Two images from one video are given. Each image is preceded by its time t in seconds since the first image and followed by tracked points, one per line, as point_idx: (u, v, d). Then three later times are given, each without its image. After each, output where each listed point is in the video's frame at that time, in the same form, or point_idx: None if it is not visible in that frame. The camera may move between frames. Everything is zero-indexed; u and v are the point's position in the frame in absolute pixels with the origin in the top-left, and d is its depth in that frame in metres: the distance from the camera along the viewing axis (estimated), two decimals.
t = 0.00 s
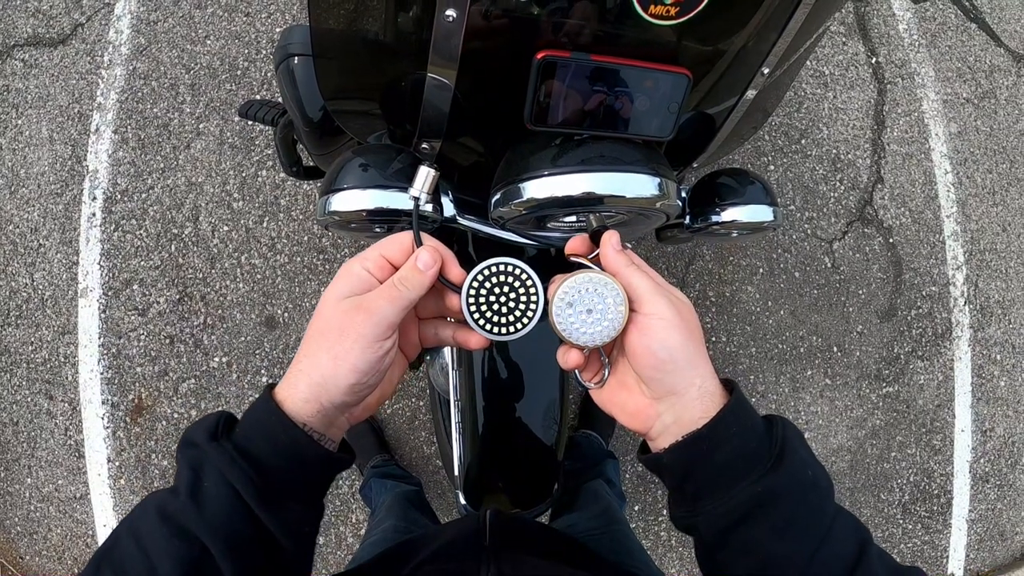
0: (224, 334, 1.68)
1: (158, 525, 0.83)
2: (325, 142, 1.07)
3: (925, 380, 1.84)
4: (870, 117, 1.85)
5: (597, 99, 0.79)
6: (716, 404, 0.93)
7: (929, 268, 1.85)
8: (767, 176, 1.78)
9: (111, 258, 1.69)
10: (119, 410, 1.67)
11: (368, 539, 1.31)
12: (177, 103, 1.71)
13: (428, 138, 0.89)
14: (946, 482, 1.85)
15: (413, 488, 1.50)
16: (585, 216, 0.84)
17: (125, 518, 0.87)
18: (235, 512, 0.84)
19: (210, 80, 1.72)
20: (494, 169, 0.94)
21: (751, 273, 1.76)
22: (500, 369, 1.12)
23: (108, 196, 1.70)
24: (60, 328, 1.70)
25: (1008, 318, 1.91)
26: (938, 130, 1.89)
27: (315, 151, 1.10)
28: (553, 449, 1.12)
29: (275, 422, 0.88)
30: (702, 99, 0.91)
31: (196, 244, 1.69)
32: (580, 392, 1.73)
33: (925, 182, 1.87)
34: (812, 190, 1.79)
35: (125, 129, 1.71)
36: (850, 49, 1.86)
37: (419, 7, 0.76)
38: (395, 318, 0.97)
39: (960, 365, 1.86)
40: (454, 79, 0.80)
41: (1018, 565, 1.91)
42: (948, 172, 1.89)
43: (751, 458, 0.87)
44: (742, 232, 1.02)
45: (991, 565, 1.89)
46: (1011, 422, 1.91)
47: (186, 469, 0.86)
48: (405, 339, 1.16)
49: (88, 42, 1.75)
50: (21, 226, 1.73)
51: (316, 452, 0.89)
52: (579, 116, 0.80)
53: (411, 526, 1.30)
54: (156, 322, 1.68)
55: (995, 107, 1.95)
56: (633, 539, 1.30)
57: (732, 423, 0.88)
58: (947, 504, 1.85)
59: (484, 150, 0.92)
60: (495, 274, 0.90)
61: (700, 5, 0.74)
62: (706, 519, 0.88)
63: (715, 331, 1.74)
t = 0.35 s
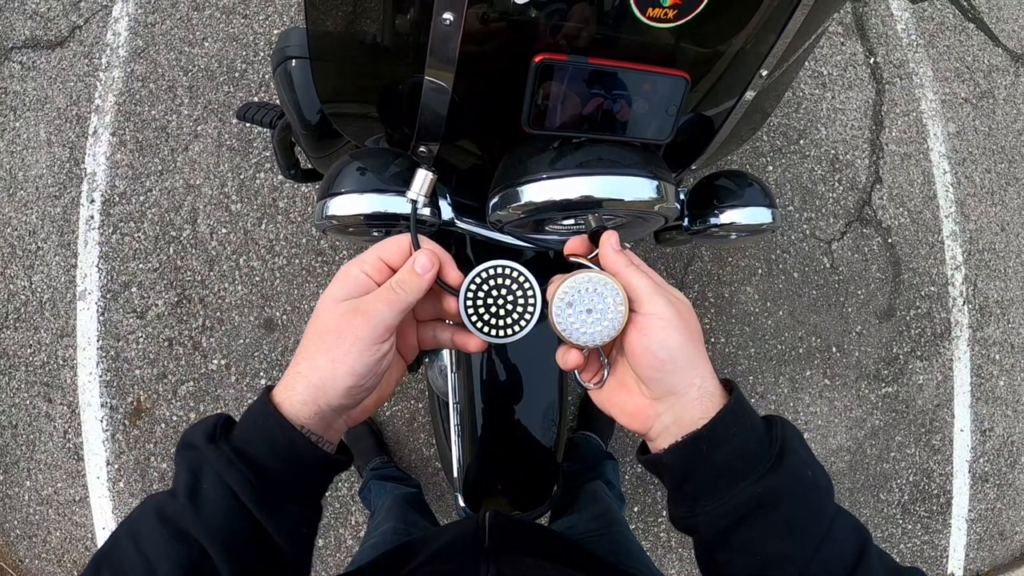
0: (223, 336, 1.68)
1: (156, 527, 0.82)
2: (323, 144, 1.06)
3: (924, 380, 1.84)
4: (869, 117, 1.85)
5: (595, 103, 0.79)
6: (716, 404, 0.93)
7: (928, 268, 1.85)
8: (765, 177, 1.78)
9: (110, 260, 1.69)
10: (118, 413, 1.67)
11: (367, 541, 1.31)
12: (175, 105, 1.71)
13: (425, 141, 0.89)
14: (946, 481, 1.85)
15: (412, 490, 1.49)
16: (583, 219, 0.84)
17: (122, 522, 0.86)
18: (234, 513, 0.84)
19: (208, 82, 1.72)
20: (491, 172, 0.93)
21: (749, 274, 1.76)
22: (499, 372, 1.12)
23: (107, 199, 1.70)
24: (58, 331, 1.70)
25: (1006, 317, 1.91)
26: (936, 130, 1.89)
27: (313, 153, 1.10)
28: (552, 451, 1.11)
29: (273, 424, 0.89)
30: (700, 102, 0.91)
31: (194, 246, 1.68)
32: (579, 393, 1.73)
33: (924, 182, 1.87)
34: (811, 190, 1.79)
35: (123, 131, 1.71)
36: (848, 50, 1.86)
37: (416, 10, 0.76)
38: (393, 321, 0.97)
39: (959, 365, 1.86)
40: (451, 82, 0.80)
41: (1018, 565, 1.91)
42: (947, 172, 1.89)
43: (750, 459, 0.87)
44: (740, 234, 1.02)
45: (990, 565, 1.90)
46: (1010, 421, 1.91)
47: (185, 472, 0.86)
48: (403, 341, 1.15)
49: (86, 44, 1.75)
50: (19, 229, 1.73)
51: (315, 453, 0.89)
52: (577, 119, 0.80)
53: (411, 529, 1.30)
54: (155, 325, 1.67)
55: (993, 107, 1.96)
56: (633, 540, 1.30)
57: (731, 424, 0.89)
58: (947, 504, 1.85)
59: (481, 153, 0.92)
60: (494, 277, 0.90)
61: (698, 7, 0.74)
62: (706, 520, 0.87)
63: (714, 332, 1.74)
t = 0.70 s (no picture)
0: (223, 338, 1.68)
1: (154, 528, 0.83)
2: (324, 147, 1.07)
3: (923, 382, 1.84)
4: (868, 119, 1.86)
5: (595, 107, 0.79)
6: (721, 403, 0.94)
7: (927, 270, 1.85)
8: (765, 178, 1.78)
9: (110, 262, 1.69)
10: (117, 415, 1.67)
11: (367, 543, 1.31)
12: (175, 107, 1.71)
13: (425, 144, 0.87)
14: (945, 482, 1.85)
15: (412, 492, 1.49)
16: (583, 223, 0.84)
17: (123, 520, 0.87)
18: (230, 514, 0.84)
19: (207, 84, 1.72)
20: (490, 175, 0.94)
21: (749, 276, 1.76)
22: (499, 373, 1.10)
23: (106, 201, 1.70)
24: (58, 333, 1.70)
25: (1005, 318, 1.92)
26: (935, 131, 1.90)
27: (313, 156, 1.10)
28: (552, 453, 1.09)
29: (267, 423, 0.87)
30: (699, 104, 0.92)
31: (194, 248, 1.68)
32: (579, 395, 1.73)
33: (922, 184, 1.87)
34: (810, 192, 1.80)
35: (122, 133, 1.71)
36: (847, 52, 1.86)
37: (416, 14, 0.76)
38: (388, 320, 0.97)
39: (958, 366, 1.87)
40: (450, 85, 0.80)
41: (1016, 566, 1.91)
42: (946, 173, 1.90)
43: (755, 458, 0.87)
44: (739, 237, 1.02)
45: (990, 565, 1.90)
46: (1009, 422, 1.91)
47: (181, 472, 0.85)
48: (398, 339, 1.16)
49: (86, 46, 1.75)
50: (18, 230, 1.73)
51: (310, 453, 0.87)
52: (577, 122, 0.80)
53: (410, 530, 1.31)
54: (155, 327, 1.67)
55: (992, 108, 1.96)
56: (633, 542, 1.30)
57: (737, 424, 0.88)
58: (946, 505, 1.85)
59: (481, 156, 0.92)
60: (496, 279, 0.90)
61: (698, 12, 0.74)
62: (710, 519, 0.88)
63: (713, 334, 1.75)
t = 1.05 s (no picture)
0: (223, 336, 1.68)
1: (124, 534, 0.82)
2: (325, 146, 1.07)
3: (924, 384, 1.84)
4: (870, 120, 1.86)
5: (600, 106, 0.79)
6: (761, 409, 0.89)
7: (928, 272, 1.85)
8: (766, 179, 1.78)
9: (111, 260, 1.69)
10: (117, 413, 1.67)
11: (367, 544, 1.31)
12: (176, 105, 1.71)
13: (429, 143, 0.88)
14: (945, 484, 1.85)
15: (413, 492, 1.49)
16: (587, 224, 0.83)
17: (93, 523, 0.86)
18: (201, 517, 0.82)
19: (209, 82, 1.72)
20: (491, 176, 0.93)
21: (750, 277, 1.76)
22: (500, 372, 1.05)
23: (107, 198, 1.70)
24: (58, 331, 1.70)
25: (1006, 320, 1.92)
26: (937, 133, 1.90)
27: (315, 155, 1.10)
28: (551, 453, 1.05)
29: (230, 420, 0.83)
30: (702, 106, 0.91)
31: (195, 246, 1.68)
32: (580, 394, 1.72)
33: (924, 186, 1.87)
34: (811, 193, 1.80)
35: (123, 131, 1.71)
36: (849, 53, 1.86)
37: (421, 13, 0.76)
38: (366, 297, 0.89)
39: (959, 368, 1.87)
40: (454, 84, 0.80)
41: (1016, 569, 1.91)
42: (947, 176, 1.89)
43: (795, 459, 0.85)
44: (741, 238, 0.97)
45: (989, 568, 1.90)
46: (1010, 425, 1.91)
47: (147, 476, 0.83)
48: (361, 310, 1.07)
49: (87, 44, 1.75)
50: (19, 228, 1.73)
51: (280, 445, 0.85)
52: (582, 120, 0.80)
53: (411, 531, 1.30)
54: (155, 325, 1.67)
55: (994, 110, 1.96)
56: (634, 543, 1.30)
57: (779, 424, 0.86)
58: (946, 507, 1.85)
59: (481, 155, 0.91)
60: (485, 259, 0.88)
61: (703, 11, 0.74)
62: (737, 511, 0.87)
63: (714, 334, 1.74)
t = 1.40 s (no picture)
0: (224, 334, 1.68)
1: (134, 533, 0.82)
2: (325, 142, 1.06)
3: (924, 382, 1.84)
4: (870, 118, 1.85)
5: (599, 104, 0.79)
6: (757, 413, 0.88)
7: (928, 270, 1.85)
8: (767, 177, 1.78)
9: (111, 257, 1.69)
10: (118, 410, 1.67)
11: (367, 541, 1.31)
12: (176, 102, 1.71)
13: (429, 140, 0.89)
14: (945, 482, 1.85)
15: (413, 489, 1.49)
16: (587, 222, 0.82)
17: (102, 520, 0.86)
18: (211, 517, 0.82)
19: (209, 79, 1.72)
20: (491, 174, 0.92)
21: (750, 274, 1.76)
22: (500, 371, 1.03)
23: (107, 196, 1.70)
24: (59, 328, 1.70)
25: (1007, 319, 1.91)
26: (938, 131, 1.89)
27: (314, 152, 1.09)
28: (552, 451, 1.03)
29: (243, 420, 0.83)
30: (703, 103, 0.91)
31: (195, 243, 1.68)
32: (580, 391, 1.72)
33: (924, 184, 1.87)
34: (812, 190, 1.79)
35: (124, 128, 1.71)
36: (850, 50, 1.86)
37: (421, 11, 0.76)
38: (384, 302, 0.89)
39: (959, 367, 1.87)
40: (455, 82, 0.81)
41: (1015, 567, 1.91)
42: (948, 174, 1.89)
43: (796, 458, 0.85)
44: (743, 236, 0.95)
45: (989, 566, 1.90)
46: (1009, 423, 1.91)
47: (157, 475, 0.83)
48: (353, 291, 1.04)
49: (87, 41, 1.75)
50: (19, 225, 1.73)
51: (290, 446, 0.85)
52: (581, 117, 0.80)
53: (411, 528, 1.30)
54: (156, 322, 1.67)
55: (995, 109, 1.96)
56: (632, 540, 1.30)
57: (780, 423, 0.86)
58: (945, 505, 1.85)
59: (481, 152, 0.91)
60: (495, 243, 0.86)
61: (704, 8, 0.74)
62: (737, 508, 0.87)
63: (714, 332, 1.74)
